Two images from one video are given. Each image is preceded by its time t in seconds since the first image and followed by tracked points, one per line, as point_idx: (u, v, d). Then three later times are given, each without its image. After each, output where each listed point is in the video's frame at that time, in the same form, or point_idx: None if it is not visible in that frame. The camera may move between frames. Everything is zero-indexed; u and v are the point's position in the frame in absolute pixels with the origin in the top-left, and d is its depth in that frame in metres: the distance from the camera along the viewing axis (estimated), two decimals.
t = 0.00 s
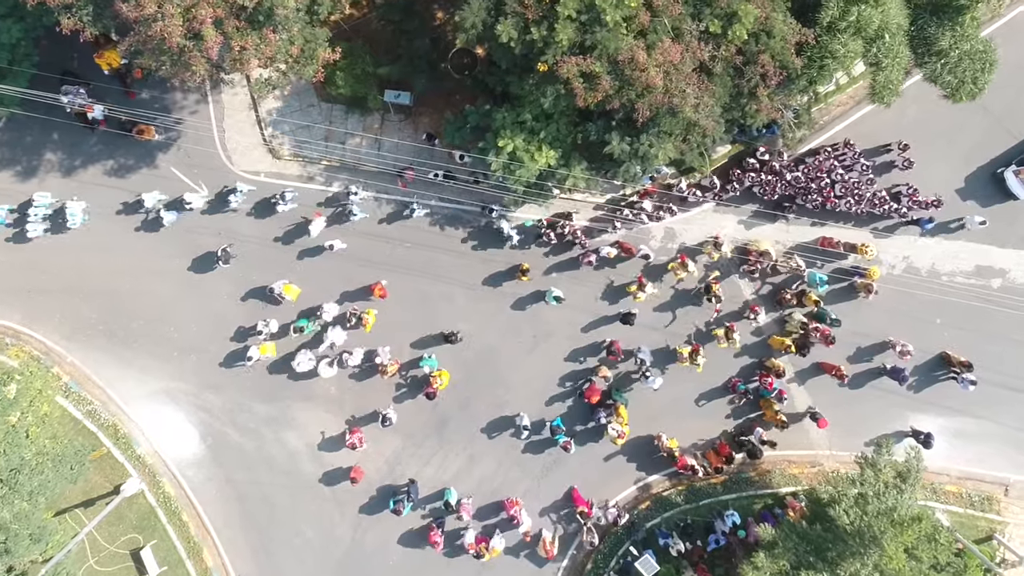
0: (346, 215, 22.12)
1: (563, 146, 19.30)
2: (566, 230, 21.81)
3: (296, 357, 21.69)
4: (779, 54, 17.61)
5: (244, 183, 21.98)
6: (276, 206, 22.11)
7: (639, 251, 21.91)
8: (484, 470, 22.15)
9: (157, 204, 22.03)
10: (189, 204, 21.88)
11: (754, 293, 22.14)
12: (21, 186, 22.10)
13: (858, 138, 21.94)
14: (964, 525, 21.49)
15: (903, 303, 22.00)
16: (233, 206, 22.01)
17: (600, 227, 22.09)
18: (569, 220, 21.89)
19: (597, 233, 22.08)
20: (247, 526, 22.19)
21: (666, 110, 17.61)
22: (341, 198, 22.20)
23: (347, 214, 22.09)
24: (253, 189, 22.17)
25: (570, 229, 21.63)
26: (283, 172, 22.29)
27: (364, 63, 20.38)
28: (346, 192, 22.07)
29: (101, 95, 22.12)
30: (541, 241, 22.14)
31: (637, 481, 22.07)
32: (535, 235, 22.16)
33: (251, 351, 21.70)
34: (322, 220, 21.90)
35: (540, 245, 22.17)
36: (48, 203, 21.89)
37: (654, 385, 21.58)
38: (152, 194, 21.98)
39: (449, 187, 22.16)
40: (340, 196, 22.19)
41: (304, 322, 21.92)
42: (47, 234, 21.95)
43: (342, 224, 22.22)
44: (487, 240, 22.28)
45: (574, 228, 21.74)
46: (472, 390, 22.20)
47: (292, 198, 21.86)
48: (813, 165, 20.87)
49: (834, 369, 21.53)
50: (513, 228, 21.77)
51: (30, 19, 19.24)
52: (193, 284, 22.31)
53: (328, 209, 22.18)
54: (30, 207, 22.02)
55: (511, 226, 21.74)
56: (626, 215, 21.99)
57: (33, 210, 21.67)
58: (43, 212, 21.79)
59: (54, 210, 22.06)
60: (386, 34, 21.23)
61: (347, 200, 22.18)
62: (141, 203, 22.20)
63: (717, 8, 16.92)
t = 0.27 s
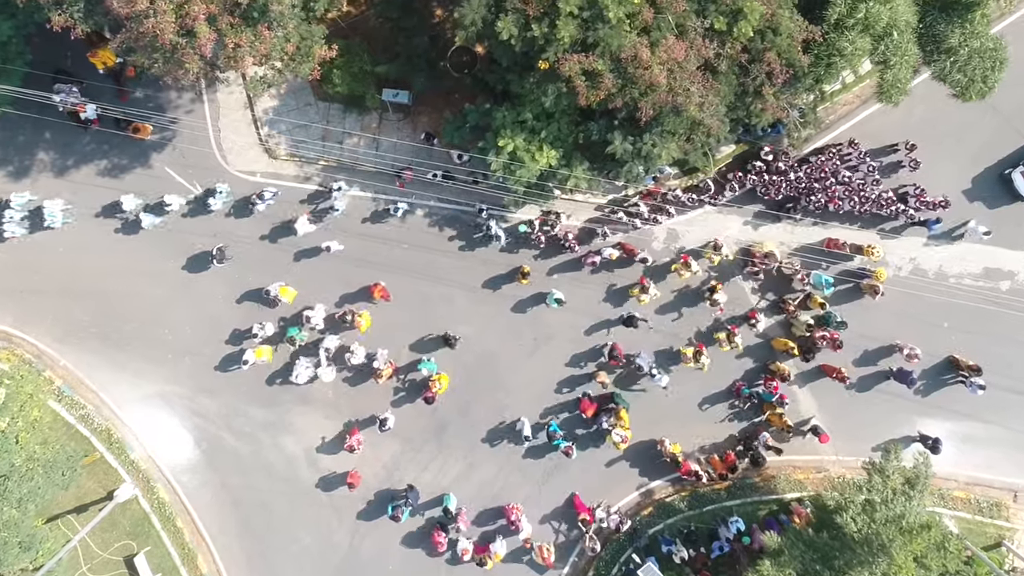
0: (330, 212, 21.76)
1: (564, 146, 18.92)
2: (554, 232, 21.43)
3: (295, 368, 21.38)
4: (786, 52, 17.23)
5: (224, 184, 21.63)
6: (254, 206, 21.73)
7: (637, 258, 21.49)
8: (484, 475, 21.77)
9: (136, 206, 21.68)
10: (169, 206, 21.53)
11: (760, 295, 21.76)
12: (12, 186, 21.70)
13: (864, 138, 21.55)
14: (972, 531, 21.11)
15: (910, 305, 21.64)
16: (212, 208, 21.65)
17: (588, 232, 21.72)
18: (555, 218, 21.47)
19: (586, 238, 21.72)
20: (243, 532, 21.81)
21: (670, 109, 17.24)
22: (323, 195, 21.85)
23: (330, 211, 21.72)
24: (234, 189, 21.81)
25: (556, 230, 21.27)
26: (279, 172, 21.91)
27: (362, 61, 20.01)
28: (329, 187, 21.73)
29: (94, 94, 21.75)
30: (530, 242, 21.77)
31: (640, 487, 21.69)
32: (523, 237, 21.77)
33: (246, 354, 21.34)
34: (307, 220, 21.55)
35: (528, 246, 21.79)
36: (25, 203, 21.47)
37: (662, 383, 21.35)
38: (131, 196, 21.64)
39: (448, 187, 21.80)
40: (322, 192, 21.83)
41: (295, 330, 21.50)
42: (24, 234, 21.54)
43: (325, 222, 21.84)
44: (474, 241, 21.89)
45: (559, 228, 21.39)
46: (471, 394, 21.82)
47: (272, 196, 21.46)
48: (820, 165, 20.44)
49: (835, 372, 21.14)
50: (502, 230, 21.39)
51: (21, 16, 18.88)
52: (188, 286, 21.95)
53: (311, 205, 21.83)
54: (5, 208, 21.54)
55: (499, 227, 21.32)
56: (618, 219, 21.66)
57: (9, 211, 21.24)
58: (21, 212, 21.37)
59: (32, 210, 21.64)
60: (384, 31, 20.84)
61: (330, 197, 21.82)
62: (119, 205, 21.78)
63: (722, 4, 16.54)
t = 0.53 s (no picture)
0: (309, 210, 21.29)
1: (566, 146, 18.46)
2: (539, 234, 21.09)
3: (294, 378, 20.95)
4: (794, 49, 16.78)
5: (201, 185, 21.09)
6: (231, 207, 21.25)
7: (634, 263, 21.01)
8: (484, 482, 21.30)
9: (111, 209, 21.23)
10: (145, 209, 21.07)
11: (765, 299, 21.29)
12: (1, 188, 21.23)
13: (872, 138, 21.11)
14: (983, 539, 20.63)
15: (919, 309, 21.17)
16: (188, 212, 21.18)
17: (576, 241, 21.21)
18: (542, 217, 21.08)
19: (577, 244, 21.23)
20: (237, 540, 21.34)
21: (675, 107, 16.77)
22: (301, 192, 21.39)
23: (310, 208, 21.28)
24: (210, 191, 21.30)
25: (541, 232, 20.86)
26: (274, 172, 21.45)
27: (358, 59, 19.54)
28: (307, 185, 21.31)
29: (85, 93, 21.28)
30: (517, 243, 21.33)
31: (643, 494, 21.22)
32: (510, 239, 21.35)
33: (241, 360, 20.88)
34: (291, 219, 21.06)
35: (514, 247, 21.36)
36: None
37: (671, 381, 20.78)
38: (108, 199, 21.20)
39: (447, 188, 21.35)
40: (300, 190, 21.37)
41: (286, 343, 21.10)
42: None
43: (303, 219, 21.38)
44: (461, 241, 21.44)
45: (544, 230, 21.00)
46: (471, 399, 21.35)
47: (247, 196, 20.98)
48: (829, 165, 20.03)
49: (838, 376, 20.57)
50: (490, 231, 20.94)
51: (9, 13, 18.42)
52: (181, 289, 21.49)
53: (289, 203, 21.36)
54: None
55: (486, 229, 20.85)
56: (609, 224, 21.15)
57: None
58: None
59: (4, 211, 21.11)
60: (382, 29, 20.39)
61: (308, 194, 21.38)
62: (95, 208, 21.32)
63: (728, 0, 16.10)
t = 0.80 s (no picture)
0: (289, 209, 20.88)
1: (567, 147, 18.03)
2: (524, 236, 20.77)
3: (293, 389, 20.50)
4: (801, 47, 16.34)
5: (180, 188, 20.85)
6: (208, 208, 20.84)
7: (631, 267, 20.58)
8: (483, 489, 20.88)
9: (88, 212, 20.78)
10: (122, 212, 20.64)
11: (771, 302, 20.86)
12: None
13: (879, 138, 20.69)
14: (992, 548, 20.21)
15: (927, 313, 20.75)
16: (166, 215, 20.78)
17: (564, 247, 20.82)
18: (521, 221, 20.48)
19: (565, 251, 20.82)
20: (232, 548, 20.91)
21: (679, 107, 16.34)
22: (280, 190, 21.02)
23: (289, 206, 20.85)
24: (189, 194, 20.97)
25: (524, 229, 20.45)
26: (269, 174, 21.03)
27: (355, 58, 19.11)
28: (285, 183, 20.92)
29: (76, 93, 20.86)
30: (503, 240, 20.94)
31: (645, 502, 20.79)
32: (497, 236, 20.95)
33: (235, 365, 20.47)
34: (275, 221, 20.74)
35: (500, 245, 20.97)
36: None
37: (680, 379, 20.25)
38: (85, 202, 20.79)
39: (445, 190, 20.92)
40: (278, 188, 21.00)
41: (280, 356, 20.50)
42: None
43: (282, 216, 20.97)
44: (447, 243, 21.01)
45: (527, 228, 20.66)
46: (470, 405, 20.93)
47: (226, 195, 20.63)
48: (837, 167, 19.68)
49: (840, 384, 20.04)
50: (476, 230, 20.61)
51: None
52: (174, 292, 21.07)
53: (268, 200, 20.97)
54: None
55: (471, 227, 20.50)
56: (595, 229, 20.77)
57: None
58: None
59: None
60: (379, 27, 19.97)
61: (287, 191, 20.99)
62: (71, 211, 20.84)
63: None
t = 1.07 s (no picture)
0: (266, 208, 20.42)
1: (569, 147, 17.56)
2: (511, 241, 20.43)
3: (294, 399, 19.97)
4: (810, 44, 15.88)
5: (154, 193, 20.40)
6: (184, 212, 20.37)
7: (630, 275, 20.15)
8: (483, 497, 20.41)
9: (60, 216, 20.27)
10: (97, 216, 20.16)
11: (777, 307, 20.40)
12: None
13: (888, 138, 20.23)
14: (1004, 558, 19.74)
15: (937, 317, 20.29)
16: (140, 220, 20.29)
17: (552, 252, 20.35)
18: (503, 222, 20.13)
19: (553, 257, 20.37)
20: (225, 557, 20.44)
21: (684, 106, 15.87)
22: (256, 188, 20.57)
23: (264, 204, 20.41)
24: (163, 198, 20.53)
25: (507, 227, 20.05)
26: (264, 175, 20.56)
27: (351, 56, 18.63)
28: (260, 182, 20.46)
29: (66, 92, 20.39)
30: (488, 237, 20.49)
31: (649, 510, 20.31)
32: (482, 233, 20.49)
33: (229, 370, 19.88)
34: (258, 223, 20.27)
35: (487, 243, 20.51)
36: None
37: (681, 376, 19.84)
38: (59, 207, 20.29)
39: (444, 191, 20.44)
40: (254, 187, 20.54)
41: (277, 372, 20.20)
42: None
43: (259, 214, 20.53)
44: (432, 245, 20.55)
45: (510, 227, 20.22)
46: (469, 411, 20.46)
47: (199, 198, 20.19)
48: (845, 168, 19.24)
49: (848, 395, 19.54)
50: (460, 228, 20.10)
51: None
52: (167, 296, 20.60)
53: (244, 199, 20.54)
54: None
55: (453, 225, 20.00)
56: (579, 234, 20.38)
57: None
58: None
59: None
60: (376, 24, 19.50)
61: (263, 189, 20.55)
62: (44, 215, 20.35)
63: None
